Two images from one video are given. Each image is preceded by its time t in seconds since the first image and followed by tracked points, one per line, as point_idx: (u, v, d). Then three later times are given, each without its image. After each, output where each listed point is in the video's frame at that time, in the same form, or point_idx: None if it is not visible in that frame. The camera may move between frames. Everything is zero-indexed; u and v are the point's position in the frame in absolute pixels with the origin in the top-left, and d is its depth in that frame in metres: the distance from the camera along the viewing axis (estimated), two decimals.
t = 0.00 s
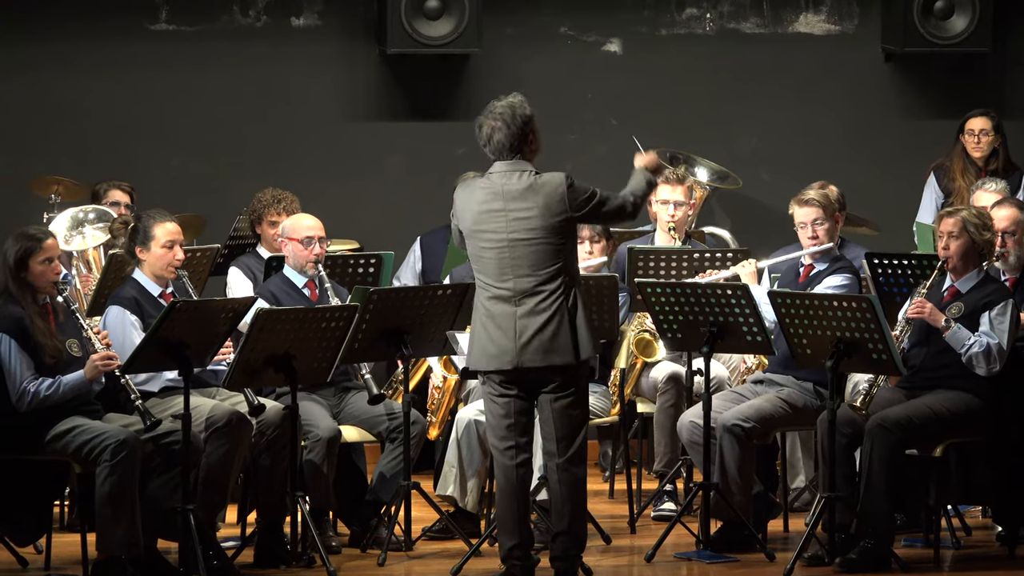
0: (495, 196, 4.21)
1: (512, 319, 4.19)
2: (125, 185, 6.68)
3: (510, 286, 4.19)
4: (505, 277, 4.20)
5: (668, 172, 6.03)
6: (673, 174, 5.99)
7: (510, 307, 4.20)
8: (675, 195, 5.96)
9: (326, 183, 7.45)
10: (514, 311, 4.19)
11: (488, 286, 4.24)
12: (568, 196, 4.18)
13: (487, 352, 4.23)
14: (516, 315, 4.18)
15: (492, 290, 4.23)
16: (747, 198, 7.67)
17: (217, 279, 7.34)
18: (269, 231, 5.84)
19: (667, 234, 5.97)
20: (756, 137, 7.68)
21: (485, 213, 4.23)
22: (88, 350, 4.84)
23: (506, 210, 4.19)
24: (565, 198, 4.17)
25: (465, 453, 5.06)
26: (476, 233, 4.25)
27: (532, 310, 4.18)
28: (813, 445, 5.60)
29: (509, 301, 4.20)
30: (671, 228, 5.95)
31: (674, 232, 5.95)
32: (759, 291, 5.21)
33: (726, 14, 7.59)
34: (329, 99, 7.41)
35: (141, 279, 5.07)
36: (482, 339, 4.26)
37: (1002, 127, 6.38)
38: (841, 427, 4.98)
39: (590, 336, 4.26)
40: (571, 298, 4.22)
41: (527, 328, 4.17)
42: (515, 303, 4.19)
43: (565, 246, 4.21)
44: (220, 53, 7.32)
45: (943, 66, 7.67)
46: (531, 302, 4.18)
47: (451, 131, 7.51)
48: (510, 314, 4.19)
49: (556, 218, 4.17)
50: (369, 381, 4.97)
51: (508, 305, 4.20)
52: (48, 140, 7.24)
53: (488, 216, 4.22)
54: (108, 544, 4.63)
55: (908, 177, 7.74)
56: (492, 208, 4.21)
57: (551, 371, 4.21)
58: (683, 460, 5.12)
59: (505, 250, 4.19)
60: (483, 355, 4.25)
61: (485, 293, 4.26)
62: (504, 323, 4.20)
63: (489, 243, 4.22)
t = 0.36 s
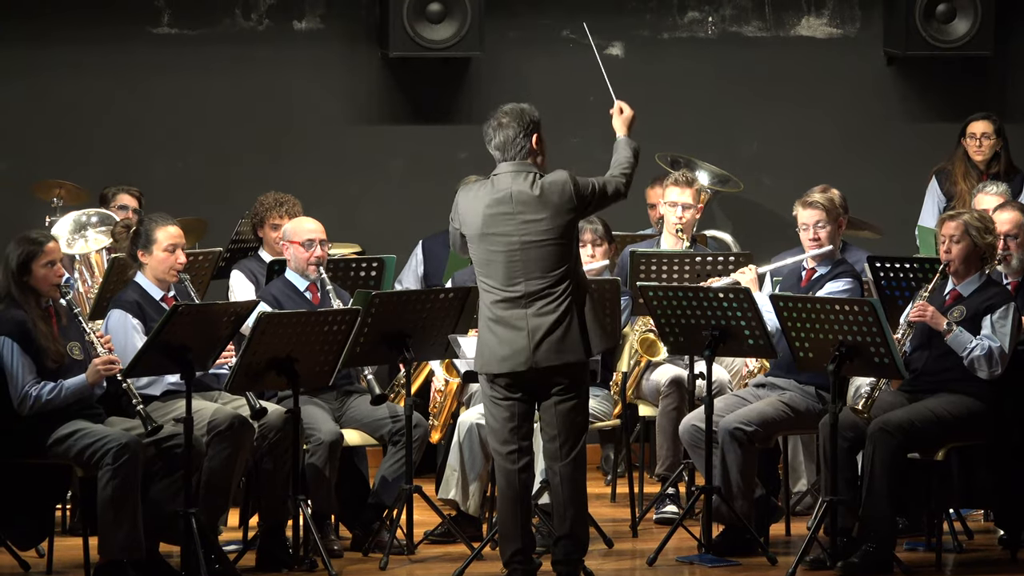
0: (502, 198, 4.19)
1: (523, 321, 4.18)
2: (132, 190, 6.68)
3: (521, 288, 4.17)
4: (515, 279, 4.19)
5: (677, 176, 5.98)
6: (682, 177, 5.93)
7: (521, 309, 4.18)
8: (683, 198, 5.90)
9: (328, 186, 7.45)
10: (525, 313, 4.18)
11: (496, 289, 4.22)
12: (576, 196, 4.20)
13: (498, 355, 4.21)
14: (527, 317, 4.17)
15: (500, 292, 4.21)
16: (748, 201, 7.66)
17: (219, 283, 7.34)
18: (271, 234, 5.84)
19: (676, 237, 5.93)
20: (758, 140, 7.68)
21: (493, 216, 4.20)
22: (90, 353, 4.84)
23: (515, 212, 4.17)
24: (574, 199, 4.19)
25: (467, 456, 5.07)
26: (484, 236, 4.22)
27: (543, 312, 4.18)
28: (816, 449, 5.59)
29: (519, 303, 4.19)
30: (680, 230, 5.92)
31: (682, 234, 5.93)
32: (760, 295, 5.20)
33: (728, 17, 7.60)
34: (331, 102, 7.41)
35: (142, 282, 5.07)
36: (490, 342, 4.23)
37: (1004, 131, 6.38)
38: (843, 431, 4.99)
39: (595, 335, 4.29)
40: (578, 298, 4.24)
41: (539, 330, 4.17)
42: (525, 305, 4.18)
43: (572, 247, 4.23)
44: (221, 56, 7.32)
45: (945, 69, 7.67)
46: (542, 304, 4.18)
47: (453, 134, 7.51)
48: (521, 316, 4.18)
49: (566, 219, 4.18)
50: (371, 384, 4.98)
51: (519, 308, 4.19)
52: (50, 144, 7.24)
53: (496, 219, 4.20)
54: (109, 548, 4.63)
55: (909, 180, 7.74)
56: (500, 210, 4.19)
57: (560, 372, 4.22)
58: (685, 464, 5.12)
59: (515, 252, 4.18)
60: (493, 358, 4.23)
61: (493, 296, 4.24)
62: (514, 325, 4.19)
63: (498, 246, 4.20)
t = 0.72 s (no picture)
0: (513, 206, 4.21)
1: (529, 329, 4.18)
2: (136, 193, 6.68)
3: (528, 296, 4.18)
4: (522, 286, 4.19)
5: (685, 179, 5.96)
6: (691, 180, 5.91)
7: (527, 317, 4.18)
8: (691, 201, 5.87)
9: (331, 189, 7.45)
10: (531, 321, 4.18)
11: (501, 296, 4.21)
12: (583, 207, 4.26)
13: (501, 362, 4.20)
14: (534, 325, 4.18)
15: (506, 299, 4.20)
16: (751, 203, 7.66)
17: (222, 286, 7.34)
18: (275, 236, 5.84)
19: (681, 239, 5.88)
20: (761, 143, 7.67)
21: (502, 223, 4.21)
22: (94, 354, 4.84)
23: (526, 219, 4.20)
24: (582, 209, 4.25)
25: (471, 459, 5.05)
26: (491, 242, 4.22)
27: (549, 320, 4.19)
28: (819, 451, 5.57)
29: (526, 311, 4.19)
30: (686, 232, 5.87)
31: (688, 237, 5.86)
32: (763, 297, 5.20)
33: (731, 20, 7.60)
34: (334, 105, 7.42)
35: (146, 284, 5.08)
36: (493, 348, 4.22)
37: (1008, 133, 6.37)
38: (845, 433, 5.00)
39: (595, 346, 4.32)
40: (582, 307, 4.27)
41: (546, 338, 4.17)
42: (531, 312, 4.19)
43: (577, 257, 4.27)
44: (226, 59, 7.33)
45: (948, 72, 7.67)
46: (549, 312, 4.19)
47: (456, 136, 7.51)
48: (527, 323, 4.18)
49: (575, 229, 4.23)
50: (373, 387, 4.97)
51: (525, 315, 4.19)
52: (54, 147, 7.24)
53: (506, 226, 4.20)
54: (113, 551, 4.63)
55: (913, 183, 7.74)
56: (509, 217, 4.21)
57: (563, 381, 4.23)
58: (688, 466, 5.12)
59: (523, 258, 4.19)
60: (497, 365, 4.21)
61: (497, 303, 4.22)
62: (520, 333, 4.18)
63: (506, 252, 4.20)
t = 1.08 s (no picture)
0: (523, 206, 4.21)
1: (537, 329, 4.18)
2: (140, 197, 6.67)
3: (538, 296, 4.18)
4: (531, 286, 4.20)
5: (689, 181, 5.94)
6: (695, 181, 5.88)
7: (536, 317, 4.19)
8: (694, 203, 5.85)
9: (335, 190, 7.45)
10: (539, 321, 4.19)
11: (510, 295, 4.21)
12: (594, 208, 4.26)
13: (510, 362, 4.20)
14: (542, 325, 4.18)
15: (515, 298, 4.20)
16: (755, 205, 7.66)
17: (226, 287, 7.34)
18: (280, 237, 5.84)
19: (686, 241, 5.88)
20: (765, 145, 7.67)
21: (512, 222, 4.21)
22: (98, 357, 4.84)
23: (536, 219, 4.20)
24: (593, 210, 4.25)
25: (475, 461, 5.05)
26: (501, 242, 4.21)
27: (558, 320, 4.20)
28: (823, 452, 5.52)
29: (534, 310, 4.19)
30: (691, 234, 5.87)
31: (693, 238, 5.86)
32: (767, 299, 5.20)
33: (735, 22, 7.59)
34: (338, 107, 7.42)
35: (150, 286, 5.08)
36: (501, 348, 4.22)
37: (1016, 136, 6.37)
38: (850, 435, 4.97)
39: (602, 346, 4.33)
40: (589, 308, 4.28)
41: (553, 338, 4.18)
42: (540, 313, 4.19)
43: (586, 257, 4.27)
44: (230, 61, 7.33)
45: (952, 73, 7.67)
46: (558, 312, 4.19)
47: (460, 138, 7.51)
48: (536, 323, 4.19)
49: (585, 230, 4.23)
50: (377, 388, 4.95)
51: (534, 315, 4.19)
52: (58, 149, 7.24)
53: (516, 226, 4.20)
54: (116, 552, 4.64)
55: (916, 184, 7.74)
56: (520, 217, 4.20)
57: (569, 380, 4.24)
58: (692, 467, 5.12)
59: (533, 258, 4.19)
60: (504, 364, 4.22)
61: (506, 303, 4.22)
62: (528, 332, 4.19)
63: (516, 252, 4.20)
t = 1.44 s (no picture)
0: (533, 206, 4.22)
1: (548, 331, 4.19)
2: (145, 198, 6.68)
3: (548, 296, 4.19)
4: (542, 287, 4.21)
5: (687, 182, 5.91)
6: (692, 183, 5.85)
7: (546, 318, 4.19)
8: (693, 204, 5.81)
9: (339, 193, 7.45)
10: (550, 322, 4.20)
11: (520, 296, 4.21)
12: (603, 210, 4.28)
13: (520, 363, 4.21)
14: (553, 326, 4.19)
15: (526, 299, 4.21)
16: (758, 206, 7.66)
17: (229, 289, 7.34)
18: (284, 239, 5.84)
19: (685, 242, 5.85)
20: (769, 147, 7.67)
21: (522, 222, 4.22)
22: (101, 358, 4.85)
23: (547, 220, 4.21)
24: (602, 211, 4.27)
25: (478, 463, 5.05)
26: (511, 243, 4.22)
27: (568, 321, 4.21)
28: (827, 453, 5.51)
29: (544, 312, 4.20)
30: (689, 235, 5.84)
31: (691, 239, 5.83)
32: (771, 300, 5.19)
33: (739, 23, 7.59)
34: (342, 108, 7.42)
35: (154, 288, 5.09)
36: (512, 349, 4.22)
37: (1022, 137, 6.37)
38: (854, 436, 4.99)
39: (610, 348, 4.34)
40: (598, 309, 4.29)
41: (564, 340, 4.19)
42: (551, 314, 4.20)
43: (595, 258, 4.28)
44: (234, 62, 7.33)
45: (956, 75, 7.67)
46: (568, 313, 4.21)
47: (464, 139, 7.51)
48: (546, 324, 4.20)
49: (594, 230, 4.25)
50: (382, 390, 4.95)
51: (544, 316, 4.20)
52: (62, 151, 7.24)
53: (526, 226, 4.21)
54: (120, 552, 4.64)
55: (920, 186, 7.74)
56: (530, 217, 4.21)
57: (578, 382, 4.25)
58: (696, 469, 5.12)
59: (543, 259, 4.20)
60: (514, 366, 4.22)
61: (516, 304, 4.23)
62: (539, 334, 4.19)
63: (527, 252, 4.21)
